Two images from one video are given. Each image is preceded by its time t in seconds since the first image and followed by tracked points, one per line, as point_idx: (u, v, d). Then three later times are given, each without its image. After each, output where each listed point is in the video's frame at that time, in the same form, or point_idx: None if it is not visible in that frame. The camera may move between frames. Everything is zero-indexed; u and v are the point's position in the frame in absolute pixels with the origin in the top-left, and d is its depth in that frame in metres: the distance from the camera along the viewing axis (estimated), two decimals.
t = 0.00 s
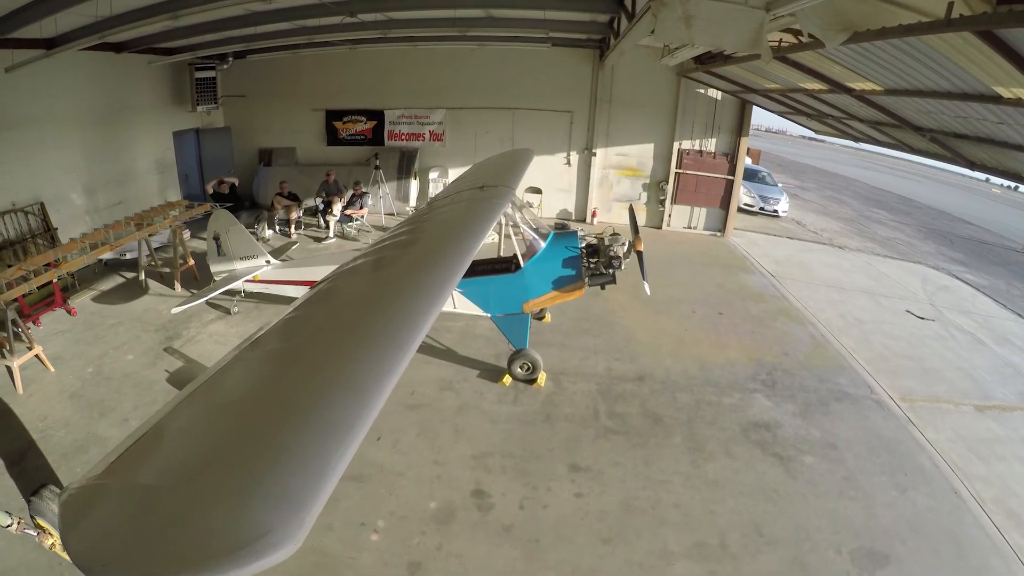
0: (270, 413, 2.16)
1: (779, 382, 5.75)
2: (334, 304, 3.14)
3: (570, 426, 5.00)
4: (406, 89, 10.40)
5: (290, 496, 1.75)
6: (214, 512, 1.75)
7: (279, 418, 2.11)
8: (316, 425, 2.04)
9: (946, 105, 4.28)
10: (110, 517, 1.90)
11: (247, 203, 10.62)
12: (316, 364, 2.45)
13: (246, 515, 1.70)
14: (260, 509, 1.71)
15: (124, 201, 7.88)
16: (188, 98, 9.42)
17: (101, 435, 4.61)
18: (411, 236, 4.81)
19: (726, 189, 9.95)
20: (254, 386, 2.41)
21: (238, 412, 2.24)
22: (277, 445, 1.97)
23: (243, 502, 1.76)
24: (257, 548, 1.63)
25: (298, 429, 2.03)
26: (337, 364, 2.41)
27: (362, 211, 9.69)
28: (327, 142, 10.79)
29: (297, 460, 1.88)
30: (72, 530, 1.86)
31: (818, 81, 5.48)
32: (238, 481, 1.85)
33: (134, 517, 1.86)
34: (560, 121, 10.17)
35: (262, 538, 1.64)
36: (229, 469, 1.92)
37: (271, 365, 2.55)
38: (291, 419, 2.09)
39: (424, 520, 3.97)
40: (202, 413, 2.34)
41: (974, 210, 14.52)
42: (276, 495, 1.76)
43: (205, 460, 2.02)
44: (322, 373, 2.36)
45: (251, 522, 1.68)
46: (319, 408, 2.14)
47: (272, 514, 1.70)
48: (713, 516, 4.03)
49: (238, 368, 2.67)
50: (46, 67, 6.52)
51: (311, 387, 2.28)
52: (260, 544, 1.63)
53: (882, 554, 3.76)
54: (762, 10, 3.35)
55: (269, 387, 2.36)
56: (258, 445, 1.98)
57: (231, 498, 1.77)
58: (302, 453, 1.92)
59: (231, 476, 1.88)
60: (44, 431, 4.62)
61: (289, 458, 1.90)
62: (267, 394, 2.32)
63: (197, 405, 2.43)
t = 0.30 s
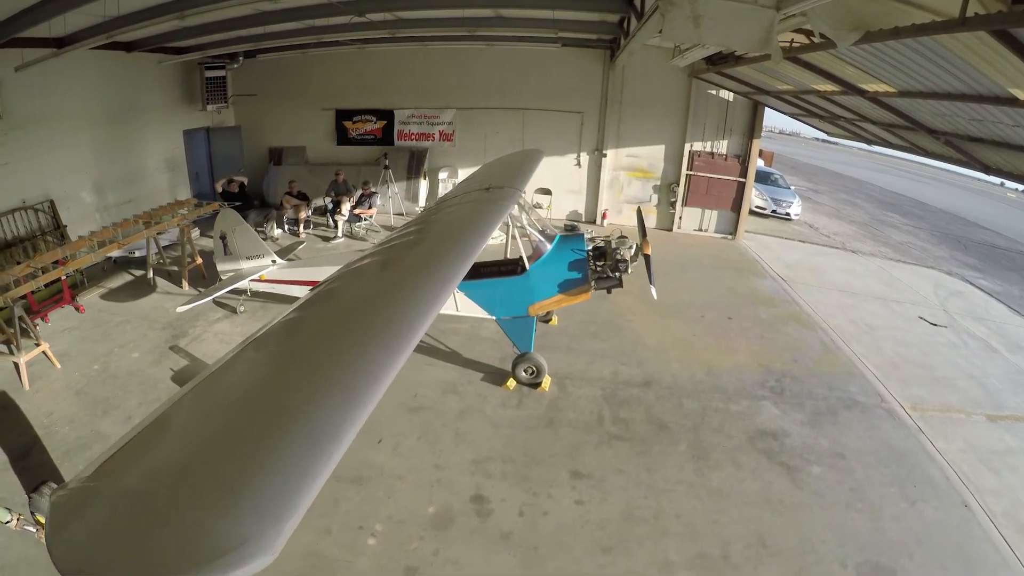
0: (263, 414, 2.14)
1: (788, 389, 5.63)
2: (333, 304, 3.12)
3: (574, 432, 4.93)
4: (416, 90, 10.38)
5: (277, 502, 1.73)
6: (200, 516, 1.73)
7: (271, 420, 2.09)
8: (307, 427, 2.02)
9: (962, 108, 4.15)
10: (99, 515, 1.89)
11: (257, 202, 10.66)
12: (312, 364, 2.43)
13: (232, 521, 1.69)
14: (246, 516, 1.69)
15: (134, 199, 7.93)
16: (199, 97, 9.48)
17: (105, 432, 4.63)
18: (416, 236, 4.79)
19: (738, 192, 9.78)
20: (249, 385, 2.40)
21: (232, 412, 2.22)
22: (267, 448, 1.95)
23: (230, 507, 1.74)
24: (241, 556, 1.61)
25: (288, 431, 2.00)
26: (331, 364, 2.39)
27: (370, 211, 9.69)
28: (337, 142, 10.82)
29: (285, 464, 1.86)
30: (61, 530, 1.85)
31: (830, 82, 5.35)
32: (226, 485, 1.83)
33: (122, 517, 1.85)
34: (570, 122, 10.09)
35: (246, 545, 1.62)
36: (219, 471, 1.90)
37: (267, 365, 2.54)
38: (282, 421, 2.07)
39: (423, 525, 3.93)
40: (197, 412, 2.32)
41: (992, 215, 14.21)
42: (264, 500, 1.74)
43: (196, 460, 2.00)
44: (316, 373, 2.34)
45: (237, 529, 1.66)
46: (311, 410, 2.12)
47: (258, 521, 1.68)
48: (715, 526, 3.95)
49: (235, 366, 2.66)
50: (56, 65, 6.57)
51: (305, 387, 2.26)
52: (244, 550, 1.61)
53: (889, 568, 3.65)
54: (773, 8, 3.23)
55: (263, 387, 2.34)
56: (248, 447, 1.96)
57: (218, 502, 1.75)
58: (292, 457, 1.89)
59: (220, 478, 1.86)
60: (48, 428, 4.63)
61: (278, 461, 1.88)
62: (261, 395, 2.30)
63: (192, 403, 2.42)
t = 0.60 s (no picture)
0: (259, 416, 2.17)
1: (799, 397, 5.51)
2: (335, 304, 3.14)
3: (579, 437, 4.86)
4: (428, 89, 10.37)
5: (268, 510, 1.77)
6: (192, 519, 1.76)
7: (265, 425, 2.11)
8: (299, 433, 2.05)
9: (979, 112, 4.02)
10: (93, 510, 1.91)
11: (270, 199, 10.72)
12: (309, 366, 2.46)
13: (222, 528, 1.72)
14: (236, 523, 1.73)
15: (147, 196, 8.00)
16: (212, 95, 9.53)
17: (111, 428, 4.65)
18: (422, 236, 4.79)
19: (752, 195, 9.66)
20: (247, 384, 2.42)
21: (229, 411, 2.25)
22: (262, 452, 1.98)
23: (221, 513, 1.77)
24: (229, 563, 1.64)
25: (282, 436, 2.03)
26: (328, 368, 2.41)
27: (382, 210, 9.70)
28: (350, 141, 10.85)
29: (277, 472, 1.89)
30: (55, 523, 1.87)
31: (846, 84, 5.23)
32: (219, 489, 1.85)
33: (116, 513, 1.87)
34: (583, 122, 10.01)
35: (235, 553, 1.65)
36: (213, 473, 1.93)
37: (266, 364, 2.56)
38: (277, 425, 2.10)
39: (423, 528, 3.89)
40: (195, 408, 2.35)
41: (1012, 220, 13.87)
42: (253, 509, 1.77)
43: (190, 459, 2.02)
44: (313, 376, 2.37)
45: (226, 537, 1.70)
46: (306, 415, 2.15)
47: (248, 530, 1.72)
48: (720, 537, 3.86)
49: (235, 364, 2.68)
50: (71, 62, 6.64)
51: (301, 391, 2.29)
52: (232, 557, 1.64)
53: None
54: (786, 7, 3.18)
55: (260, 388, 2.37)
56: (242, 450, 1.99)
57: (211, 506, 1.78)
58: (284, 464, 1.93)
59: (214, 481, 1.89)
60: (56, 422, 4.67)
61: (271, 468, 1.91)
62: (258, 395, 2.33)
63: (190, 401, 2.44)
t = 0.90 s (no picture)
0: (250, 420, 2.18)
1: (814, 409, 5.33)
2: (335, 309, 3.16)
3: (587, 445, 4.75)
4: (445, 89, 10.34)
5: (249, 517, 1.76)
6: (176, 522, 1.76)
7: (251, 432, 2.10)
8: (288, 438, 2.05)
9: (1004, 118, 3.84)
10: (83, 509, 1.91)
11: (286, 197, 10.77)
12: (304, 370, 2.47)
13: (203, 533, 1.71)
14: (210, 533, 1.71)
15: (163, 192, 8.07)
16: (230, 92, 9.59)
17: (118, 422, 4.67)
18: (429, 240, 4.80)
19: (771, 200, 9.45)
20: (243, 387, 2.43)
21: (222, 413, 2.26)
22: (249, 458, 1.97)
23: (205, 518, 1.76)
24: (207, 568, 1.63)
25: (271, 442, 2.04)
26: (322, 373, 2.42)
27: (397, 210, 9.67)
28: (367, 140, 10.86)
29: (263, 478, 1.89)
30: (43, 524, 1.88)
31: (867, 88, 5.06)
32: (204, 493, 1.86)
33: (102, 514, 1.87)
34: (600, 124, 9.88)
35: (215, 558, 1.65)
36: (202, 475, 1.94)
37: (262, 367, 2.57)
38: (267, 430, 2.10)
39: (424, 534, 3.81)
40: (189, 411, 2.35)
41: None
42: (237, 515, 1.77)
43: (180, 461, 2.03)
44: (307, 382, 2.37)
45: (208, 541, 1.69)
46: (297, 421, 2.15)
47: (229, 536, 1.71)
48: (727, 552, 3.73)
49: (232, 366, 2.70)
50: (89, 59, 6.71)
51: (294, 395, 2.29)
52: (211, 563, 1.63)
53: None
54: (806, 7, 3.03)
55: (255, 391, 2.38)
56: (230, 455, 2.00)
57: (189, 513, 1.77)
58: (270, 470, 1.93)
59: (201, 485, 1.89)
60: (65, 416, 4.70)
61: (257, 474, 1.91)
62: (251, 400, 2.32)
63: (185, 404, 2.44)
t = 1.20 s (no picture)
0: (244, 417, 2.14)
1: (825, 418, 5.18)
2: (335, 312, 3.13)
3: (593, 451, 4.66)
4: (457, 89, 10.31)
5: (240, 516, 1.72)
6: (166, 520, 1.72)
7: (240, 434, 2.05)
8: (283, 435, 2.02)
9: None
10: (73, 507, 1.87)
11: (299, 196, 10.82)
12: (300, 369, 2.44)
13: (194, 530, 1.68)
14: (192, 537, 1.66)
15: (176, 189, 8.13)
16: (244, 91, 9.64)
17: (124, 418, 4.67)
18: (434, 241, 4.78)
19: (786, 204, 9.24)
20: (238, 385, 2.40)
21: (216, 410, 2.23)
22: (242, 455, 1.94)
23: (195, 516, 1.73)
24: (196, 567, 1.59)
25: (265, 439, 2.01)
26: (319, 372, 2.39)
27: (408, 210, 9.65)
28: (380, 139, 10.87)
29: (256, 475, 1.86)
30: (33, 522, 1.84)
31: (884, 91, 4.90)
32: (196, 490, 1.82)
33: (92, 511, 1.83)
34: (614, 126, 9.77)
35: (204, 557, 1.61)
36: (194, 472, 1.90)
37: (259, 365, 2.55)
38: (261, 427, 2.07)
39: (424, 538, 3.75)
40: (181, 411, 2.29)
41: None
42: (229, 512, 1.74)
43: (172, 457, 1.99)
44: (303, 382, 2.34)
45: (198, 539, 1.66)
46: (292, 419, 2.12)
47: (220, 534, 1.67)
48: (732, 564, 3.62)
49: (229, 365, 2.67)
50: (102, 57, 6.78)
51: (289, 394, 2.26)
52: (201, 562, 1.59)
53: None
54: (822, 7, 3.00)
55: (250, 389, 2.35)
56: (222, 452, 1.96)
57: (172, 517, 1.72)
58: (263, 468, 1.89)
59: (193, 481, 1.86)
60: (72, 411, 4.71)
61: (250, 471, 1.88)
62: (243, 401, 2.27)
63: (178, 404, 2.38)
